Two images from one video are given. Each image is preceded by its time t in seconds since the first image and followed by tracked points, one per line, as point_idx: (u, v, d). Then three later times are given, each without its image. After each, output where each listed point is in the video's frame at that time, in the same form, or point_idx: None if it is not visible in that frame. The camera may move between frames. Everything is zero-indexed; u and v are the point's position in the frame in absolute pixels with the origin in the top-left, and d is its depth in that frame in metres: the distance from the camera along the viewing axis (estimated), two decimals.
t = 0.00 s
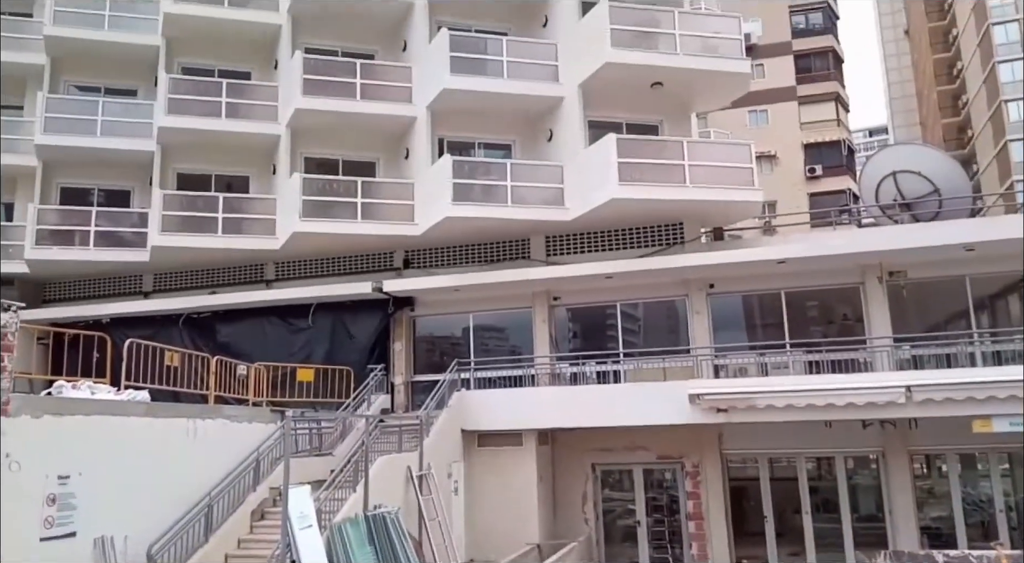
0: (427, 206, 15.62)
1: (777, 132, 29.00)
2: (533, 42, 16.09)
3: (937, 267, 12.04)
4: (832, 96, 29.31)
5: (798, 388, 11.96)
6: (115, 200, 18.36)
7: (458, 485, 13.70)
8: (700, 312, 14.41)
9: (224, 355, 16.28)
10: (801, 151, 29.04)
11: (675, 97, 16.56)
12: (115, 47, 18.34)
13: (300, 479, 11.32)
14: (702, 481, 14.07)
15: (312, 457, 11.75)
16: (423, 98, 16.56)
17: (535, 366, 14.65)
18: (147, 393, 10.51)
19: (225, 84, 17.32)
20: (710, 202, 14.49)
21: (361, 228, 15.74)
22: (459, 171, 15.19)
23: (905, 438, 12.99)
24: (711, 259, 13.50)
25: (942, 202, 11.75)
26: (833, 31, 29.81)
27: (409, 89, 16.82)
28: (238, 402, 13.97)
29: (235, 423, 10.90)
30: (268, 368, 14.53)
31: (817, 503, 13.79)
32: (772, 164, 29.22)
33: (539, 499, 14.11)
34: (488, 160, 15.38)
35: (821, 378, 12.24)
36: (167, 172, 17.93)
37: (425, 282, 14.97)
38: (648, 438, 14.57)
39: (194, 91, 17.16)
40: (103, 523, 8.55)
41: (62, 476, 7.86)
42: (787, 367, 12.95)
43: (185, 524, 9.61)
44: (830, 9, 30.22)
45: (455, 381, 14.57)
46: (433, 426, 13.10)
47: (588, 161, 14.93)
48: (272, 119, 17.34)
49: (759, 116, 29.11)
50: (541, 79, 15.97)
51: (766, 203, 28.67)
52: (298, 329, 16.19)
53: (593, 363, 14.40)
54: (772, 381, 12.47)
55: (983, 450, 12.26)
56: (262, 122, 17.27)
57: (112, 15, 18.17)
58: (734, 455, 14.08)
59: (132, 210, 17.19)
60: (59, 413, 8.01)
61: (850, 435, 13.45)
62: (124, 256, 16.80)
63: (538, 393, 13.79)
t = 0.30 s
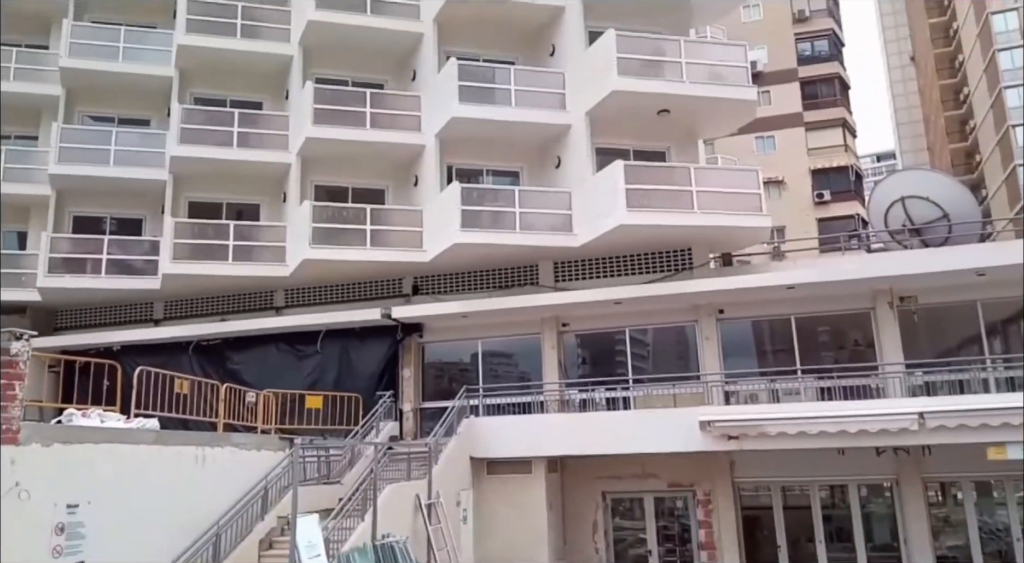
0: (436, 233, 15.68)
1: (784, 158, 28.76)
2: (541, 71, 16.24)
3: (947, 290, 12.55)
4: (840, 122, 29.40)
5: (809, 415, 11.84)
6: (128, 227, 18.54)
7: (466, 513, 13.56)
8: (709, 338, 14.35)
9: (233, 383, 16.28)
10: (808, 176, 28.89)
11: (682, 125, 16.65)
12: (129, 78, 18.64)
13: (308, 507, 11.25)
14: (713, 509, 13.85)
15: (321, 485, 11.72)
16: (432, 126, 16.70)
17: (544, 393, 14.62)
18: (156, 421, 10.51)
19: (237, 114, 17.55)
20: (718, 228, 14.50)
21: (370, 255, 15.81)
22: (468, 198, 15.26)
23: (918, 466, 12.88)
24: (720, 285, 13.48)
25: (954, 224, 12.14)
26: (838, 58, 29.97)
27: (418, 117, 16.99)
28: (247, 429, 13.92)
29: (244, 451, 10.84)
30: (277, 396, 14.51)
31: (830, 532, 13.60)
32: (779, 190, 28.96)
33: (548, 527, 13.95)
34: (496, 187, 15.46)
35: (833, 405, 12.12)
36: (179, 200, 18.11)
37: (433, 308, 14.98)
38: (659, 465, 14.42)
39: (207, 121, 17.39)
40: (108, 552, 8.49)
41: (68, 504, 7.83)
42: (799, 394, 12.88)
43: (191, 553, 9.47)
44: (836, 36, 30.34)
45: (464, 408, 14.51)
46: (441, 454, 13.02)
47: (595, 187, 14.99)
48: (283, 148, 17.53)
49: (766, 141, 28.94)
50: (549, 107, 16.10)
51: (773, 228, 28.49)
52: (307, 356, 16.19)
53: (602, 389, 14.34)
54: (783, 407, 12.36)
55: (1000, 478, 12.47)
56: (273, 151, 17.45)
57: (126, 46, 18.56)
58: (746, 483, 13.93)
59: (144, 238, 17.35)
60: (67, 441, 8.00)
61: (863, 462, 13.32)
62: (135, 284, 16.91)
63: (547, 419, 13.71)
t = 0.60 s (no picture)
0: (443, 258, 15.71)
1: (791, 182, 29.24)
2: (547, 97, 16.36)
3: (957, 314, 12.62)
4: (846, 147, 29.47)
5: (819, 441, 11.74)
6: (136, 254, 18.59)
7: (473, 540, 13.41)
8: (717, 364, 14.29)
9: (240, 409, 16.23)
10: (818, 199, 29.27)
11: (689, 150, 16.71)
12: (139, 107, 18.79)
13: (313, 535, 11.13)
14: (724, 537, 13.66)
15: (327, 513, 11.62)
16: (439, 152, 16.81)
17: (551, 419, 14.52)
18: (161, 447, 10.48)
19: (245, 142, 17.71)
20: (725, 253, 14.48)
21: (377, 280, 15.83)
22: (474, 223, 15.30)
23: (931, 493, 12.73)
24: (728, 309, 13.42)
25: (963, 248, 12.05)
26: (845, 83, 29.82)
27: (425, 143, 17.11)
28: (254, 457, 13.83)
29: (249, 478, 10.55)
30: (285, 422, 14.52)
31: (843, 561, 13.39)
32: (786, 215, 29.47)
33: (556, 555, 13.79)
34: (503, 213, 15.49)
35: (843, 431, 12.00)
36: (188, 227, 18.23)
37: (439, 333, 14.96)
38: (668, 492, 14.27)
39: (217, 149, 17.57)
40: None
41: (74, 532, 8.01)
42: (808, 419, 12.80)
43: None
44: (842, 61, 30.19)
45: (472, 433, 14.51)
46: (448, 481, 12.92)
47: (602, 212, 15.01)
48: (291, 175, 17.65)
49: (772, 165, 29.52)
50: (555, 133, 16.20)
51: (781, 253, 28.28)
52: (314, 381, 16.14)
53: (609, 415, 14.28)
54: (793, 433, 12.24)
55: (1015, 506, 12.33)
56: (282, 177, 17.58)
57: (138, 76, 18.82)
58: (756, 511, 13.78)
59: (152, 264, 17.47)
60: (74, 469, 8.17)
61: (874, 488, 13.18)
62: (143, 310, 16.98)
63: (555, 445, 13.62)
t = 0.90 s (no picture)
0: (446, 283, 15.73)
1: (794, 208, 29.05)
2: (550, 123, 16.48)
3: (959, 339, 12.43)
4: (849, 172, 29.54)
5: (825, 467, 11.65)
6: (140, 279, 18.58)
7: None
8: (722, 389, 14.24)
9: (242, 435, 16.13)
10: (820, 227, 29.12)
11: (691, 175, 16.77)
12: (145, 134, 19.00)
13: None
14: None
15: (329, 540, 11.49)
16: (443, 178, 16.91)
17: (554, 445, 14.45)
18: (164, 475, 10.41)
19: (251, 168, 17.84)
20: (729, 278, 14.47)
21: (381, 304, 15.84)
22: (478, 248, 15.33)
23: (938, 520, 12.62)
24: (733, 334, 13.38)
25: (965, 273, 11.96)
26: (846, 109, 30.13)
27: (430, 169, 17.20)
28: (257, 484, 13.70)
29: (251, 506, 10.46)
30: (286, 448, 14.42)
31: None
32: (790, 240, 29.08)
33: None
34: (506, 238, 15.53)
35: (849, 457, 11.91)
36: (193, 252, 18.31)
37: (443, 358, 14.92)
38: (674, 520, 14.14)
39: (223, 175, 17.71)
40: None
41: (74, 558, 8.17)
42: (814, 445, 12.66)
43: None
44: (842, 87, 30.62)
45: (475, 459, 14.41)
46: (451, 507, 12.76)
47: (605, 237, 15.04)
48: (297, 201, 17.75)
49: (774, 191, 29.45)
50: (558, 159, 16.30)
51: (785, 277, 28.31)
52: (317, 407, 16.06)
53: (614, 442, 14.23)
54: (799, 459, 12.15)
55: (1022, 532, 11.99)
56: (288, 203, 17.67)
57: (145, 103, 19.05)
58: (762, 538, 13.70)
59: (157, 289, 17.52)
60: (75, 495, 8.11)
61: (881, 516, 13.08)
62: (147, 334, 17.00)
63: (560, 471, 13.53)
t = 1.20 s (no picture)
0: (449, 309, 15.73)
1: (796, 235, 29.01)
2: (553, 149, 16.57)
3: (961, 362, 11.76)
4: (850, 197, 29.61)
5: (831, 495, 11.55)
6: (143, 304, 18.75)
7: None
8: (726, 414, 14.18)
9: (245, 461, 16.08)
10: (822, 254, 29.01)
11: (693, 201, 16.85)
12: (150, 160, 19.12)
13: None
14: None
15: None
16: (446, 203, 16.99)
17: (558, 470, 14.27)
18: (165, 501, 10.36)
19: (256, 193, 17.94)
20: (733, 302, 14.45)
21: (384, 328, 15.83)
22: (481, 272, 15.35)
23: (946, 546, 12.49)
24: (736, 360, 13.37)
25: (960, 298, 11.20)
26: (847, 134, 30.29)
27: (433, 194, 17.29)
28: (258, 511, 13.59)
29: (254, 534, 10.37)
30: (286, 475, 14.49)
31: None
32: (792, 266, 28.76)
33: None
34: (509, 262, 15.56)
35: (855, 483, 11.85)
36: (197, 277, 18.44)
37: (446, 383, 14.88)
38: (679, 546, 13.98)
39: (227, 200, 17.82)
40: None
41: None
42: (819, 471, 12.63)
43: None
44: (842, 113, 30.79)
45: (477, 485, 14.12)
46: (455, 531, 12.57)
47: (609, 262, 15.05)
48: (301, 225, 17.82)
49: (777, 216, 29.40)
50: (560, 184, 16.38)
51: (788, 302, 28.24)
52: (319, 433, 15.99)
53: (617, 467, 14.02)
54: (804, 486, 12.06)
55: None
56: (291, 228, 17.74)
57: (150, 129, 19.20)
58: None
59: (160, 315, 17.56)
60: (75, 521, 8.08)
61: (887, 542, 12.96)
62: (150, 360, 17.01)
63: (564, 497, 13.43)
